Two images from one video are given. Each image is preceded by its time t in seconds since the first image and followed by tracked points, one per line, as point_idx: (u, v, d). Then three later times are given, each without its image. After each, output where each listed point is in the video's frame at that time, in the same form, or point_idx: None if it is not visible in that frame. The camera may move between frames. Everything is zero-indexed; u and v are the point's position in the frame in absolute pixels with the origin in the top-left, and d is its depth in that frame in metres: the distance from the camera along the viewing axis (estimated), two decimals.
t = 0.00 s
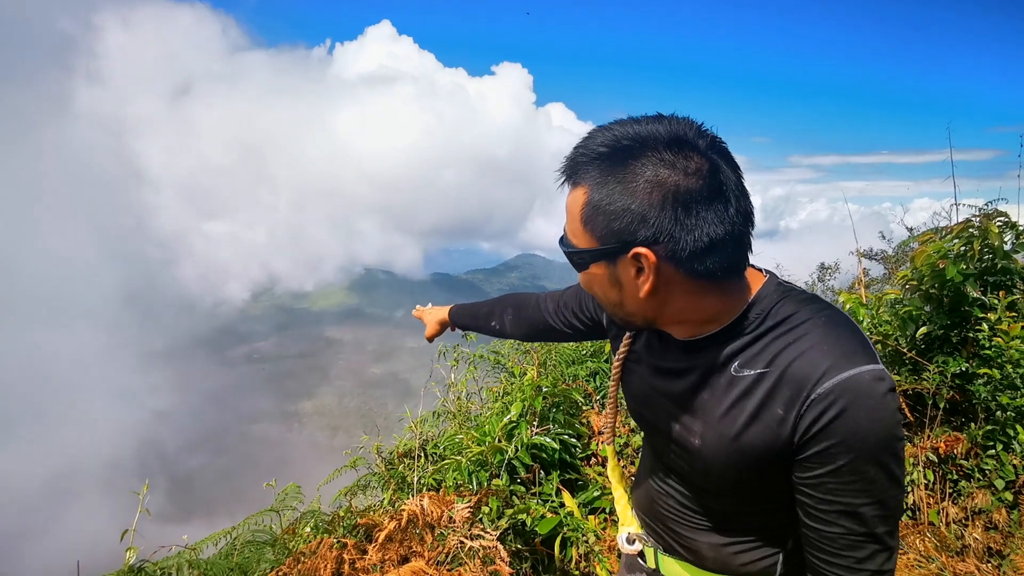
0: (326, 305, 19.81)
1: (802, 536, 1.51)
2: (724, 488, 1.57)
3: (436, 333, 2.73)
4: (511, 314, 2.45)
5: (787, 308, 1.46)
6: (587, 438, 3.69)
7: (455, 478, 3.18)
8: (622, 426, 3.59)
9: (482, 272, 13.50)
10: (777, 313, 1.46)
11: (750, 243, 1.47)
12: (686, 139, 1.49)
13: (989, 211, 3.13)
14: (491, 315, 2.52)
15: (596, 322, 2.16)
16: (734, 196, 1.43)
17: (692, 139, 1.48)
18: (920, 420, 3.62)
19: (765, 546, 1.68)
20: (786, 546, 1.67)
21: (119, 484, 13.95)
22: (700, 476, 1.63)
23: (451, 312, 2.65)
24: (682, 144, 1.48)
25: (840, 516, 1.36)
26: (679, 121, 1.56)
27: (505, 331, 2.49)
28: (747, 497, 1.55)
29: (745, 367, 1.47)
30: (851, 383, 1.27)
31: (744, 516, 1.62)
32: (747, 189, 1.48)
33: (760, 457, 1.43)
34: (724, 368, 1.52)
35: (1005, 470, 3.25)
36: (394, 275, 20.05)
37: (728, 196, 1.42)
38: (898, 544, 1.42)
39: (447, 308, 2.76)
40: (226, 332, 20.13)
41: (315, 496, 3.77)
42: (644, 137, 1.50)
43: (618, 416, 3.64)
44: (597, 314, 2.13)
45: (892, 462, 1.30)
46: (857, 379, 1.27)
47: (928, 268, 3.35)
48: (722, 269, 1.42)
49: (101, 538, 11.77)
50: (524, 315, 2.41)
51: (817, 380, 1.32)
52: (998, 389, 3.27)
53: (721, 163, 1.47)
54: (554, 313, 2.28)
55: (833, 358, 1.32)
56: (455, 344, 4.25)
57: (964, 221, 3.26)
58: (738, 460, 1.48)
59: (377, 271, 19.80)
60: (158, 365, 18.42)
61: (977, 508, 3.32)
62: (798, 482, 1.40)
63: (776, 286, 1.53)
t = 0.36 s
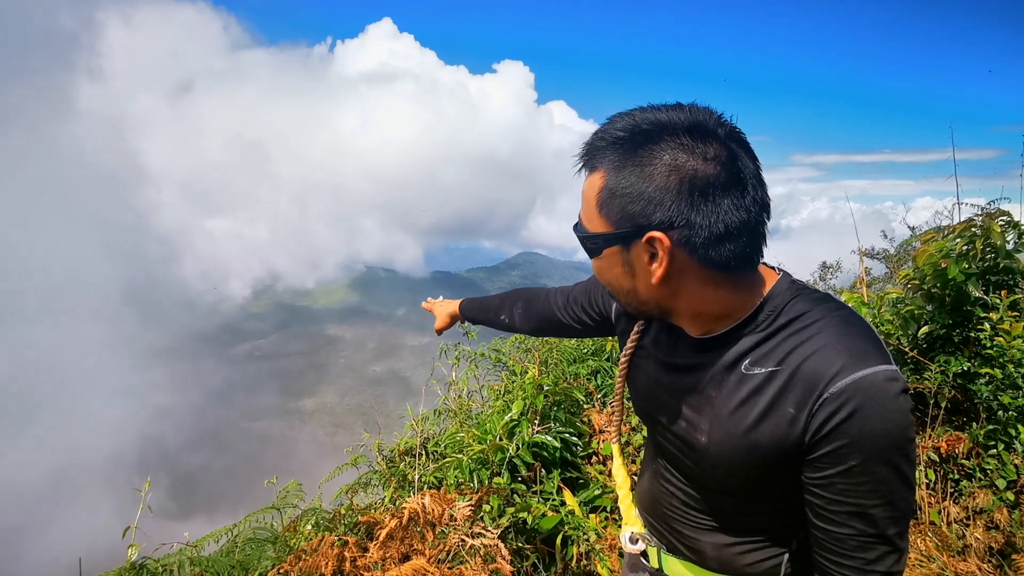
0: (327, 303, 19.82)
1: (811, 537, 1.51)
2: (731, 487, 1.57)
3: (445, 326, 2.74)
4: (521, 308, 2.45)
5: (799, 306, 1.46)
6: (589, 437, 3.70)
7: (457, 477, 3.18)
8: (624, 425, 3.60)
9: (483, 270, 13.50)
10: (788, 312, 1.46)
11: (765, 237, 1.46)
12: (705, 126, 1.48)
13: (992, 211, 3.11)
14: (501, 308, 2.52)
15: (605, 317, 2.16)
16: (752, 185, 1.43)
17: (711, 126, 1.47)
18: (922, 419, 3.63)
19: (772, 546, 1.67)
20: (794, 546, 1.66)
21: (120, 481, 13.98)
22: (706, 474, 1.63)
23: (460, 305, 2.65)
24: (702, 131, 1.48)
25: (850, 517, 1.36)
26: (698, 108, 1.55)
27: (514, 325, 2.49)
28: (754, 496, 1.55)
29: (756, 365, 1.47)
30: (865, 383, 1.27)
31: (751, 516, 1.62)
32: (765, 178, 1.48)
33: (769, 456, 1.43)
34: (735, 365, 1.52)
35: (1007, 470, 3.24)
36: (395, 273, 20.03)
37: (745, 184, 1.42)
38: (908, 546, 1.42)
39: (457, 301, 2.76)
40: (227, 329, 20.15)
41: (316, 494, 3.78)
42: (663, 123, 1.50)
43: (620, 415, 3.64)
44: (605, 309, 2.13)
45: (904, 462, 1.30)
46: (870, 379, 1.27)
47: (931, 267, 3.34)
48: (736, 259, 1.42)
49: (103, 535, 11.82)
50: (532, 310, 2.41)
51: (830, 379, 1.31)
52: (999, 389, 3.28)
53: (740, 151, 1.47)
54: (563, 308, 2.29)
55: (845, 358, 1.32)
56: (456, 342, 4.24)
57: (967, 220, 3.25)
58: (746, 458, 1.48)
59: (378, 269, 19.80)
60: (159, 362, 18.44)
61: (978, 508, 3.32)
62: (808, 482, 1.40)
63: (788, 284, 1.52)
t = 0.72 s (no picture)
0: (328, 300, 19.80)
1: (814, 535, 1.52)
2: (735, 484, 1.57)
3: (449, 317, 2.74)
4: (526, 301, 2.45)
5: (807, 304, 1.46)
6: (589, 435, 3.70)
7: (457, 475, 3.18)
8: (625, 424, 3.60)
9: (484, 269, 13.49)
10: (797, 310, 1.46)
11: (778, 231, 1.47)
12: (722, 117, 1.48)
13: (994, 210, 3.10)
14: (506, 300, 2.51)
15: (611, 312, 2.16)
16: (767, 178, 1.43)
17: (727, 118, 1.47)
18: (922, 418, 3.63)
19: (773, 545, 1.68)
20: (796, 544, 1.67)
21: (121, 479, 14.01)
22: (709, 471, 1.63)
23: (466, 296, 2.64)
24: (719, 122, 1.47)
25: (855, 516, 1.37)
26: (714, 100, 1.55)
27: (518, 318, 2.48)
28: (758, 494, 1.55)
29: (762, 361, 1.47)
30: (874, 381, 1.27)
31: (754, 513, 1.62)
32: (779, 170, 1.48)
33: (773, 453, 1.43)
34: (741, 361, 1.51)
35: (1007, 470, 3.24)
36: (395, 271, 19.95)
37: (761, 176, 1.42)
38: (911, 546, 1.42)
39: (462, 292, 2.75)
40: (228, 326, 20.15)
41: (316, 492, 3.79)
42: (679, 114, 1.50)
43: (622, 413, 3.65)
44: (612, 304, 2.13)
45: (910, 462, 1.30)
46: (879, 378, 1.27)
47: (932, 266, 3.33)
48: (749, 251, 1.42)
49: (103, 532, 11.84)
50: (539, 303, 2.41)
51: (839, 377, 1.31)
52: (1000, 388, 3.28)
53: (756, 143, 1.47)
54: (569, 302, 2.28)
55: (854, 356, 1.32)
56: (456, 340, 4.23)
57: (969, 219, 3.24)
58: (751, 454, 1.48)
59: (378, 267, 19.78)
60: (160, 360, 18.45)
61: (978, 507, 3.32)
62: (813, 479, 1.40)
63: (798, 282, 1.52)
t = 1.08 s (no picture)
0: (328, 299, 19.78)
1: (821, 532, 1.52)
2: (742, 480, 1.57)
3: (455, 313, 2.72)
4: (533, 297, 2.45)
5: (817, 302, 1.45)
6: (589, 434, 3.70)
7: (457, 473, 3.18)
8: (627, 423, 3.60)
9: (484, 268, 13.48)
10: (807, 307, 1.45)
11: (791, 225, 1.48)
12: (738, 111, 1.48)
13: (995, 209, 3.10)
14: (513, 297, 2.51)
15: (619, 308, 2.17)
16: (782, 172, 1.45)
17: (743, 112, 1.47)
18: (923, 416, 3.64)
19: (778, 543, 1.67)
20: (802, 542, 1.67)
21: (122, 477, 14.03)
22: (716, 467, 1.63)
23: (472, 293, 2.64)
24: (735, 116, 1.47)
25: (864, 513, 1.37)
26: (728, 94, 1.55)
27: (525, 314, 2.49)
28: (765, 492, 1.55)
29: (773, 357, 1.47)
30: (887, 378, 1.27)
31: (760, 510, 1.62)
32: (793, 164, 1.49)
33: (781, 451, 1.43)
34: (752, 355, 1.51)
35: (1008, 469, 3.24)
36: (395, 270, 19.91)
37: (776, 170, 1.43)
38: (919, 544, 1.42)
39: (468, 288, 2.74)
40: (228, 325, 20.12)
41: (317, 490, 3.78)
42: (694, 108, 1.50)
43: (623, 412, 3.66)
44: (620, 300, 2.14)
45: (920, 459, 1.30)
46: (892, 375, 1.26)
47: (934, 265, 3.33)
48: (764, 245, 1.43)
49: (104, 530, 11.85)
50: (546, 299, 2.41)
51: (851, 373, 1.31)
52: (1002, 387, 3.28)
53: (771, 137, 1.47)
54: (577, 298, 2.29)
55: (866, 354, 1.31)
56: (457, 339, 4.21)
57: (970, 218, 3.24)
58: (759, 450, 1.48)
59: (378, 266, 19.76)
60: (159, 359, 18.44)
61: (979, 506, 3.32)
62: (823, 477, 1.40)
63: (810, 279, 1.52)
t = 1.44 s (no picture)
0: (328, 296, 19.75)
1: (826, 529, 1.52)
2: (747, 475, 1.57)
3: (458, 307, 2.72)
4: (539, 292, 2.44)
5: (830, 298, 1.45)
6: (589, 432, 3.70)
7: (457, 471, 3.18)
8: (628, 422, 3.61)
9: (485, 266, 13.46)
10: (820, 304, 1.45)
11: (808, 215, 1.49)
12: (760, 99, 1.48)
13: (996, 208, 3.09)
14: (518, 292, 2.50)
15: (627, 303, 2.17)
16: (803, 162, 1.45)
17: (765, 101, 1.47)
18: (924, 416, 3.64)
19: (781, 540, 1.67)
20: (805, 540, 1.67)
21: (122, 475, 14.06)
22: (721, 462, 1.63)
23: (476, 288, 2.63)
24: (758, 104, 1.47)
25: (871, 509, 1.37)
26: (748, 84, 1.55)
27: (530, 309, 2.48)
28: (771, 487, 1.55)
29: (786, 351, 1.47)
30: (901, 375, 1.27)
31: (766, 506, 1.62)
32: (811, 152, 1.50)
33: (790, 445, 1.44)
34: (764, 349, 1.51)
35: (1008, 468, 3.24)
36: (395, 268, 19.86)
37: (798, 159, 1.44)
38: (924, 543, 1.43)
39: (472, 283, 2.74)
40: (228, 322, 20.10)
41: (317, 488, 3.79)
42: (717, 97, 1.50)
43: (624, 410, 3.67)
44: (629, 294, 2.15)
45: (929, 456, 1.31)
46: (906, 372, 1.27)
47: (934, 264, 3.34)
48: (783, 234, 1.44)
49: (105, 527, 11.88)
50: (553, 294, 2.40)
51: (865, 369, 1.31)
52: (1002, 386, 3.29)
53: (792, 126, 1.48)
54: (584, 292, 2.29)
55: (879, 350, 1.32)
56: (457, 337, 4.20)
57: (970, 217, 3.23)
58: (766, 445, 1.48)
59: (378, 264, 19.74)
60: (159, 356, 18.45)
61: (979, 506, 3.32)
62: (831, 472, 1.41)
63: (824, 275, 1.51)
